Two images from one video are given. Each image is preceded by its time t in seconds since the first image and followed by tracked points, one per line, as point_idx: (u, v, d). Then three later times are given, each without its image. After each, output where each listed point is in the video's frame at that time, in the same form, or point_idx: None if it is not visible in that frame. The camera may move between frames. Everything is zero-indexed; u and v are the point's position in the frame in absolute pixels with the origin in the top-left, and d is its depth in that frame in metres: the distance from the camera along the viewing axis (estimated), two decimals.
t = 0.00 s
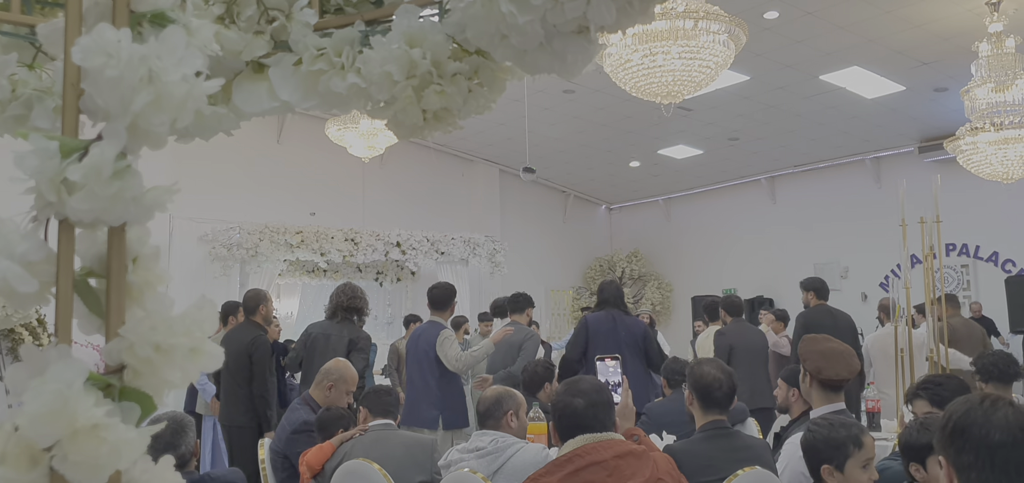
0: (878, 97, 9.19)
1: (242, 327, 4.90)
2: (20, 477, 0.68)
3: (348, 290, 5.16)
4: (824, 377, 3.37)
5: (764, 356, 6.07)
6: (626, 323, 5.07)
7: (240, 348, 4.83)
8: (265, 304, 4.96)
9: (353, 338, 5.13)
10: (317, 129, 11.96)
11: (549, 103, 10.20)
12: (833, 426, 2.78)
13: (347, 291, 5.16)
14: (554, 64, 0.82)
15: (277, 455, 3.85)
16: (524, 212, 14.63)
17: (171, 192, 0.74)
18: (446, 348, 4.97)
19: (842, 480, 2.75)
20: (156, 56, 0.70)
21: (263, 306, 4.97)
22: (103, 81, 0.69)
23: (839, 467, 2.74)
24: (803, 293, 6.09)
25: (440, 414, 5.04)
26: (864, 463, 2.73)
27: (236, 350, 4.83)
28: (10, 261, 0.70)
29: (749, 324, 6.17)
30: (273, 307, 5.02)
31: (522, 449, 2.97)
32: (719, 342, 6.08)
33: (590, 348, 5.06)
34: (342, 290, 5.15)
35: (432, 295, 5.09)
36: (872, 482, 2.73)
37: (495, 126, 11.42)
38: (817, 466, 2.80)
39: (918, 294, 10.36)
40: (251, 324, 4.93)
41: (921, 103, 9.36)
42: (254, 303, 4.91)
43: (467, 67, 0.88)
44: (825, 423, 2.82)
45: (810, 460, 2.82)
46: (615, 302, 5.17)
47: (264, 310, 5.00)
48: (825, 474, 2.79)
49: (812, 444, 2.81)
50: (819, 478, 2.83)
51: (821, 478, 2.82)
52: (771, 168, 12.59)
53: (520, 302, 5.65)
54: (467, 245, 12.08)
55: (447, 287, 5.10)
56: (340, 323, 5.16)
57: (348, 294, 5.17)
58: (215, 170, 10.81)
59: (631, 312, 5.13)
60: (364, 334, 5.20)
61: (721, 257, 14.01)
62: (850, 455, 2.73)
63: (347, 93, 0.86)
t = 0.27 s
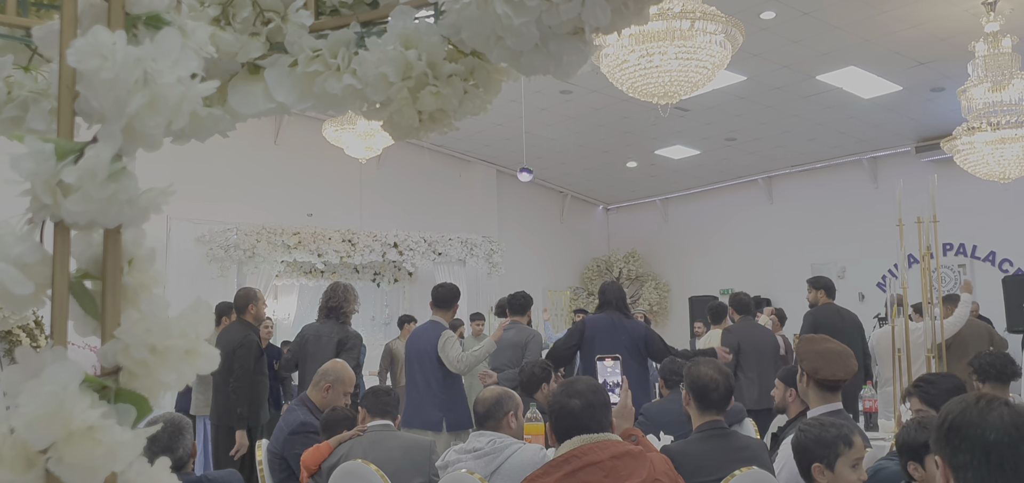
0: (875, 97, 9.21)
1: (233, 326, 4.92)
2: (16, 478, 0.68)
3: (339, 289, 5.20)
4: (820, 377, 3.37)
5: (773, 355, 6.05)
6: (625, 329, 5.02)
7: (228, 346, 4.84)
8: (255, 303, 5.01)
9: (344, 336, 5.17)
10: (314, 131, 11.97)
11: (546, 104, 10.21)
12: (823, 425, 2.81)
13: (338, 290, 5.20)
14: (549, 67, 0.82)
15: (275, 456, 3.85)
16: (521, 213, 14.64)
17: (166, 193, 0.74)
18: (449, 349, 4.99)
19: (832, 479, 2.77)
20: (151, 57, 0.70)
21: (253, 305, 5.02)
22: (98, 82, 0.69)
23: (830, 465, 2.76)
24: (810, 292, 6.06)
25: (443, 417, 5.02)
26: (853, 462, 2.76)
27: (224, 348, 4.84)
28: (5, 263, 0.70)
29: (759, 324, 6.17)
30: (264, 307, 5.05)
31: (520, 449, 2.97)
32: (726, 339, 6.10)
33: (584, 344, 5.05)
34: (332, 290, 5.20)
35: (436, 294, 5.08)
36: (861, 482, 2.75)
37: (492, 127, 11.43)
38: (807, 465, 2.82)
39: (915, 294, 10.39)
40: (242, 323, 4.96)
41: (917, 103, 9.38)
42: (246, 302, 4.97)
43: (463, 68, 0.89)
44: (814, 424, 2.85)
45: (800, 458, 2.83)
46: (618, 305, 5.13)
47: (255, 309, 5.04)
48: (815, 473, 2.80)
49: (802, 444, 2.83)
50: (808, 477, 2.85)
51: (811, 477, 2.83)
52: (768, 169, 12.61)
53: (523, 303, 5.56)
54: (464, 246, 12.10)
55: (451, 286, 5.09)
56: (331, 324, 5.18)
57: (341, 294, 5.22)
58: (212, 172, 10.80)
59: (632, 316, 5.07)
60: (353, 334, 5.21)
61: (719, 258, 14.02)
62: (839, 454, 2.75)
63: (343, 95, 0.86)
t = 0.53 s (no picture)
0: (873, 97, 9.22)
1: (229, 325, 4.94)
2: (13, 479, 0.68)
3: (334, 289, 5.16)
4: (818, 377, 3.37)
5: (773, 351, 6.06)
6: (616, 322, 4.90)
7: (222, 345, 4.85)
8: (251, 303, 5.02)
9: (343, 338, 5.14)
10: (313, 131, 11.96)
11: (545, 104, 10.21)
12: (813, 421, 2.84)
13: (333, 290, 5.17)
14: (547, 67, 0.82)
15: (274, 457, 3.85)
16: (519, 214, 14.64)
17: (163, 194, 0.74)
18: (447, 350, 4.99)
19: (822, 475, 2.79)
20: (148, 58, 0.71)
21: (249, 305, 5.03)
22: (96, 82, 0.69)
23: (821, 462, 2.78)
24: (811, 291, 6.06)
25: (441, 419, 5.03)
26: (842, 458, 2.80)
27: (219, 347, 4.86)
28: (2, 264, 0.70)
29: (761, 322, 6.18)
30: (260, 307, 5.05)
31: (519, 450, 2.97)
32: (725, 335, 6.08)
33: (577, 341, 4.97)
34: (328, 290, 5.16)
35: (433, 296, 5.06)
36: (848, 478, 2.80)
37: (490, 127, 11.43)
38: (796, 462, 2.84)
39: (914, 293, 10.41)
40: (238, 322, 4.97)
41: (915, 103, 9.39)
42: (241, 301, 4.99)
43: (461, 68, 0.88)
44: (803, 421, 2.87)
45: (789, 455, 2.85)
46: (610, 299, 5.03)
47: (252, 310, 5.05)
48: (805, 469, 2.82)
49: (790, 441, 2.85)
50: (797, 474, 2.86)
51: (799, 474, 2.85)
52: (766, 169, 12.63)
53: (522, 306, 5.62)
54: (463, 246, 12.10)
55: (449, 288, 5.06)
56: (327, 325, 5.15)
57: (337, 294, 5.19)
58: (210, 173, 10.80)
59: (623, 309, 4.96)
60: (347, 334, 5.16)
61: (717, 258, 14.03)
62: (830, 450, 2.79)
63: (341, 95, 0.86)
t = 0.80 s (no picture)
0: (870, 97, 9.24)
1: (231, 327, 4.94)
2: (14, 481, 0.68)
3: (333, 294, 5.17)
4: (816, 377, 3.38)
5: (770, 351, 6.06)
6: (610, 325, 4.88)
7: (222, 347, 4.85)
8: (252, 305, 5.01)
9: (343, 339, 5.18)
10: (310, 131, 11.95)
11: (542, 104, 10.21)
12: (804, 423, 2.85)
13: (333, 295, 5.18)
14: (545, 68, 0.82)
15: (272, 458, 3.84)
16: (517, 214, 14.63)
17: (163, 196, 0.74)
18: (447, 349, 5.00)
19: (812, 476, 2.81)
20: (148, 60, 0.70)
21: (251, 308, 5.00)
22: (96, 85, 0.69)
23: (811, 463, 2.79)
24: (806, 292, 6.09)
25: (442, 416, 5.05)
26: (833, 459, 2.81)
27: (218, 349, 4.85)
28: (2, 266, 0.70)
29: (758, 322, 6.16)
30: (262, 310, 5.04)
31: (517, 451, 2.97)
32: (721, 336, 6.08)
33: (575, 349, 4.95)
34: (327, 295, 5.18)
35: (427, 295, 5.03)
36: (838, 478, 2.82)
37: (488, 127, 11.43)
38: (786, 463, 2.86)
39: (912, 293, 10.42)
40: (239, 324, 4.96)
41: (912, 103, 9.40)
42: (243, 303, 4.98)
43: (460, 70, 0.89)
44: (794, 423, 2.87)
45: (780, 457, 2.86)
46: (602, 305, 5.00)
47: (253, 313, 5.01)
48: (795, 470, 2.83)
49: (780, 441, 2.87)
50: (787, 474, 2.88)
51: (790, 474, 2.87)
52: (763, 169, 12.64)
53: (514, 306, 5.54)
54: (460, 247, 12.07)
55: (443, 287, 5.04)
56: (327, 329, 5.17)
57: (335, 299, 5.21)
58: (207, 173, 10.78)
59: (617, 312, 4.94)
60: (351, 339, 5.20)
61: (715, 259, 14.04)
62: (820, 451, 2.80)
63: (340, 97, 0.86)
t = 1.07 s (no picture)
0: (867, 97, 9.25)
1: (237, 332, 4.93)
2: None
3: (333, 295, 5.16)
4: (813, 378, 3.38)
5: (765, 356, 6.02)
6: (605, 330, 4.93)
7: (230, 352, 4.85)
8: (258, 310, 4.99)
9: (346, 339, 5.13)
10: (307, 132, 11.94)
11: (539, 105, 10.21)
12: (786, 423, 2.89)
13: (332, 297, 5.17)
14: (543, 69, 0.83)
15: (269, 459, 3.84)
16: (514, 215, 14.63)
17: (159, 198, 0.74)
18: (448, 349, 5.02)
19: (797, 476, 2.85)
20: (144, 62, 0.70)
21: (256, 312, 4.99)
22: (91, 86, 0.69)
23: (795, 462, 2.83)
24: (799, 293, 6.07)
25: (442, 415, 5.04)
26: (817, 458, 2.84)
27: (226, 354, 4.85)
28: None
29: (751, 330, 6.17)
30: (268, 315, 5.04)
31: (515, 452, 2.97)
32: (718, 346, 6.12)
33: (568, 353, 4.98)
34: (326, 296, 5.17)
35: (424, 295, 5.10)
36: (824, 478, 2.84)
37: (485, 128, 11.42)
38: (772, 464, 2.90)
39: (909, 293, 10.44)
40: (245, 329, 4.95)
41: (909, 103, 9.42)
42: (249, 309, 4.95)
43: (456, 71, 0.89)
44: (778, 424, 2.91)
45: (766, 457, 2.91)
46: (597, 310, 5.05)
47: (258, 317, 5.01)
48: (780, 470, 2.88)
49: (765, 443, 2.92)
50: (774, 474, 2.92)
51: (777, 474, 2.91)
52: (761, 169, 12.65)
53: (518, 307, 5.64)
54: (457, 247, 12.00)
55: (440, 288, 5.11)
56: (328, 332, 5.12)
57: (336, 301, 5.20)
58: (204, 174, 10.76)
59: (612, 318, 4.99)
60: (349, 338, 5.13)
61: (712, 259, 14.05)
62: (803, 451, 2.83)
63: (337, 98, 0.86)
